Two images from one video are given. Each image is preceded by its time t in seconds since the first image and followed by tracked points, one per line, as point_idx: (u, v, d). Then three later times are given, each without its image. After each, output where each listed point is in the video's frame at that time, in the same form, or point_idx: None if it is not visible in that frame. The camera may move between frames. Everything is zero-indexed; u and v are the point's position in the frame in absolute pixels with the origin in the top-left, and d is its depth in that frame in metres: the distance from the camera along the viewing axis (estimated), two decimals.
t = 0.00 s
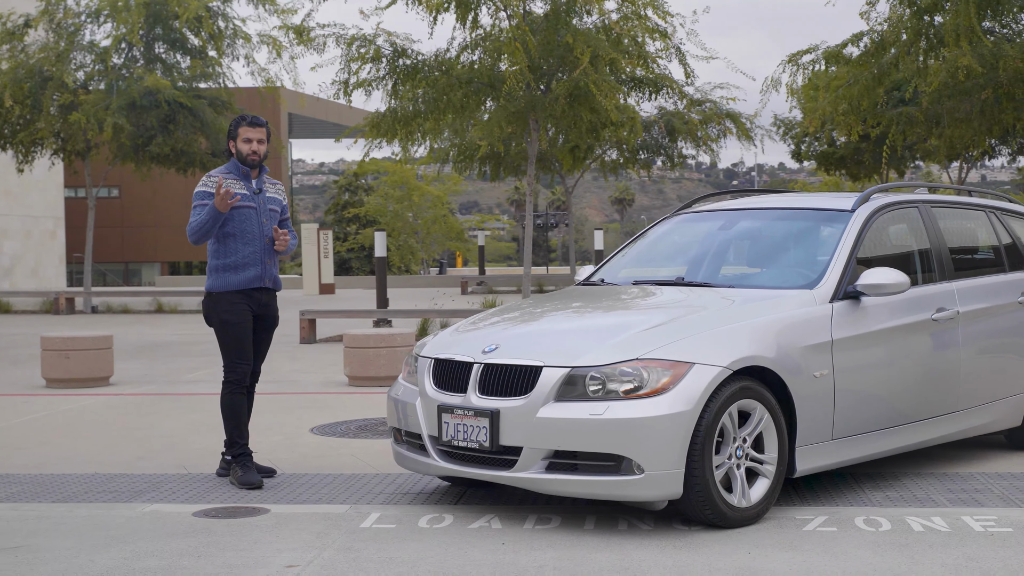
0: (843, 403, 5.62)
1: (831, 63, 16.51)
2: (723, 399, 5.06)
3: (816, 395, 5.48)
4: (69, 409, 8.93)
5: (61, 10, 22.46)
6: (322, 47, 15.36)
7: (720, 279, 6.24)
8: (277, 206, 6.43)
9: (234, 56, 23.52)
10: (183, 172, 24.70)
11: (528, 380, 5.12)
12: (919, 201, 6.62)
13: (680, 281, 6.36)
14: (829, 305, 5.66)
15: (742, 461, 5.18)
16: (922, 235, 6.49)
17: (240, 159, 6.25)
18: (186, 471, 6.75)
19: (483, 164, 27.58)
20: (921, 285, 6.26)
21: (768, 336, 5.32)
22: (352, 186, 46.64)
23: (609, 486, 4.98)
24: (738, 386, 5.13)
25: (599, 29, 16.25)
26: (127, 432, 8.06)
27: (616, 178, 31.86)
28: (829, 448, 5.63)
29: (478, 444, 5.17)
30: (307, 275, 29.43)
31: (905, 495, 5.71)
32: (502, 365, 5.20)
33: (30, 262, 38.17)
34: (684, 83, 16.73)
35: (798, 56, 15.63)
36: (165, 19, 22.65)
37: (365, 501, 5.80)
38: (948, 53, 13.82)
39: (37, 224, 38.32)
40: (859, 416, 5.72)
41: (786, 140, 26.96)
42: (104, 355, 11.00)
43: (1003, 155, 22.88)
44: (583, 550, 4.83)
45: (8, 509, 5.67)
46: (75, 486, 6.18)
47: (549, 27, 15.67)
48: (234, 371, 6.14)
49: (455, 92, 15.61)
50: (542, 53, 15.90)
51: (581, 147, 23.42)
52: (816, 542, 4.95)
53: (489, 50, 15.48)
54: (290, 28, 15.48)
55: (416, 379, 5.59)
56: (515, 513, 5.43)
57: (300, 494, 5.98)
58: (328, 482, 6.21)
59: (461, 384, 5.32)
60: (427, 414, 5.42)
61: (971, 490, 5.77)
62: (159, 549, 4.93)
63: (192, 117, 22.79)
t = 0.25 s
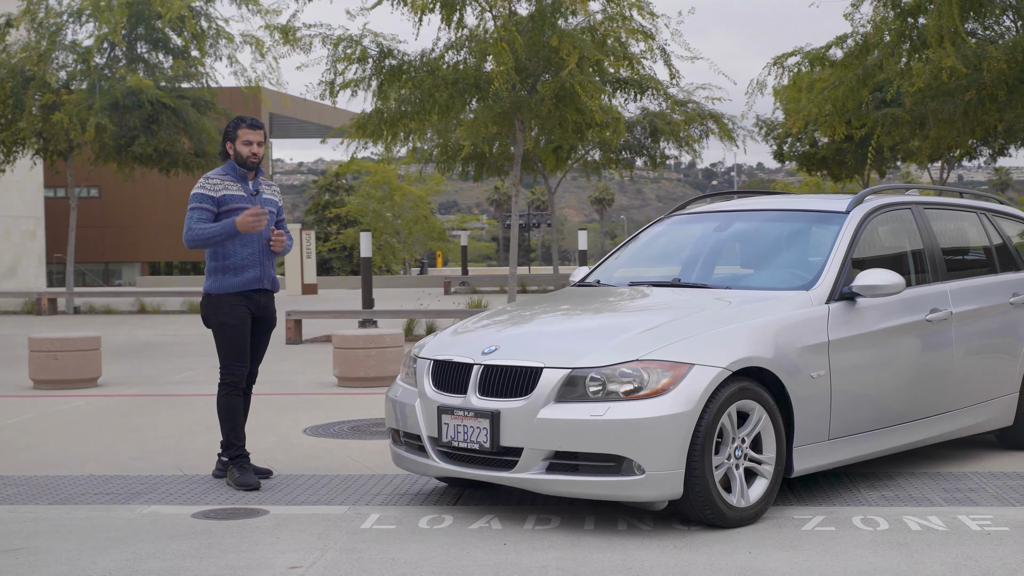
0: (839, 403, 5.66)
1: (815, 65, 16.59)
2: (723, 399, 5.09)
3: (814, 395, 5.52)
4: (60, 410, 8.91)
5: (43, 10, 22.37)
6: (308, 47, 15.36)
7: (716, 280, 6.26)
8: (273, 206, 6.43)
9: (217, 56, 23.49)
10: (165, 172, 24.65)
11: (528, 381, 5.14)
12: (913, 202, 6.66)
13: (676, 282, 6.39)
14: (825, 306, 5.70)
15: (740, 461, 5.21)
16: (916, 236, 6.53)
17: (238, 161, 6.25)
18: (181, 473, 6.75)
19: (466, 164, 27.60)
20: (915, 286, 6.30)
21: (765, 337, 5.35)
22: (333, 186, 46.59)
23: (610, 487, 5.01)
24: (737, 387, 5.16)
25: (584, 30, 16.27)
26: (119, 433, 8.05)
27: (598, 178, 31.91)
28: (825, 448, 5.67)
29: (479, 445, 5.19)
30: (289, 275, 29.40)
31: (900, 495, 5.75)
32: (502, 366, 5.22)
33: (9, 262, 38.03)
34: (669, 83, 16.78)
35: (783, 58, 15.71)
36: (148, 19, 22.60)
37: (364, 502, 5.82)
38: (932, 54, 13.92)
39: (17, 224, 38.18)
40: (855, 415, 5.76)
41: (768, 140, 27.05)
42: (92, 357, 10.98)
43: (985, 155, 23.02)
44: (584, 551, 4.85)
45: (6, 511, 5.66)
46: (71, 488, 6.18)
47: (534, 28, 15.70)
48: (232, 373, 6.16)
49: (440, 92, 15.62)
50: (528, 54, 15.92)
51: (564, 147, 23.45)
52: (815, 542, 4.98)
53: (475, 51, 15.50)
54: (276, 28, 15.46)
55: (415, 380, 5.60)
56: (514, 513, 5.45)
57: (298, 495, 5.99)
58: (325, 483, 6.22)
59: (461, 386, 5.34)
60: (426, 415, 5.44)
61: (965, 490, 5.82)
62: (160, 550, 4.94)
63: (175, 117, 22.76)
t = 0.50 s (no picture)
0: (836, 404, 5.70)
1: (799, 67, 16.64)
2: (722, 401, 5.12)
3: (811, 396, 5.55)
4: (50, 412, 8.89)
5: (24, 9, 22.26)
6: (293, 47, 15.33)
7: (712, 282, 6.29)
8: (270, 209, 6.45)
9: (199, 56, 23.43)
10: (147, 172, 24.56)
11: (529, 383, 5.15)
12: (906, 204, 6.70)
13: (672, 283, 6.41)
14: (822, 307, 5.73)
15: (740, 462, 5.24)
16: (909, 237, 6.57)
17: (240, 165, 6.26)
18: (177, 475, 6.74)
19: (448, 164, 27.60)
20: (910, 287, 6.34)
21: (764, 339, 5.38)
22: (313, 186, 46.52)
23: (611, 488, 5.03)
24: (737, 388, 5.18)
25: (570, 30, 16.29)
26: (111, 435, 8.04)
27: (580, 178, 31.96)
28: (822, 449, 5.70)
29: (479, 446, 5.20)
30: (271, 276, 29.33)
31: (895, 496, 5.79)
32: (502, 368, 5.23)
33: None
34: (655, 85, 16.82)
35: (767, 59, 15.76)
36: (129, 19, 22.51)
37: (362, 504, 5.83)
38: (918, 56, 14.01)
39: None
40: (851, 416, 5.80)
41: (750, 140, 27.13)
42: (79, 358, 10.95)
43: (966, 156, 23.15)
44: (586, 552, 4.87)
45: (4, 514, 5.65)
46: (67, 490, 6.17)
47: (519, 29, 15.71)
48: (235, 373, 6.16)
49: (426, 93, 15.63)
50: (514, 55, 15.93)
51: (547, 148, 23.45)
52: (814, 542, 5.01)
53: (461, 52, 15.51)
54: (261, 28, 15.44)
55: (414, 382, 5.61)
56: (513, 515, 5.46)
57: (296, 496, 5.99)
58: (321, 484, 6.23)
59: (461, 388, 5.35)
60: (426, 416, 5.45)
61: (960, 490, 5.86)
62: (162, 553, 4.93)
63: (157, 117, 22.69)
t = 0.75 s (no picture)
0: (834, 402, 5.73)
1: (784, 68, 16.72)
2: (724, 400, 5.14)
3: (811, 395, 5.58)
4: (41, 412, 8.87)
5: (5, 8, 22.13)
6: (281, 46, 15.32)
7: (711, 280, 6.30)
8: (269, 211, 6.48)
9: (183, 56, 23.36)
10: (130, 172, 24.47)
11: (532, 382, 5.16)
12: (902, 203, 6.73)
13: (672, 283, 6.42)
14: (821, 307, 5.76)
15: (741, 461, 5.26)
16: (906, 237, 6.60)
17: (245, 166, 6.28)
18: (173, 475, 6.73)
19: (432, 164, 27.59)
20: (906, 287, 6.37)
21: (765, 339, 5.40)
22: (294, 186, 46.45)
23: (613, 487, 5.04)
24: (738, 387, 5.21)
25: (556, 29, 16.31)
26: (105, 435, 8.02)
27: (563, 178, 32.00)
28: (821, 449, 5.73)
29: (481, 446, 5.21)
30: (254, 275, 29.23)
31: (893, 494, 5.82)
32: (504, 367, 5.24)
33: None
34: (641, 85, 16.86)
35: (754, 60, 15.82)
36: (112, 18, 22.43)
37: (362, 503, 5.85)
38: (904, 56, 14.11)
39: None
40: (849, 415, 5.83)
41: (732, 140, 27.20)
42: (68, 358, 10.91)
43: (948, 156, 23.28)
44: (590, 552, 4.88)
45: (2, 514, 5.63)
46: (65, 491, 6.15)
47: (506, 29, 15.73)
48: (257, 368, 6.15)
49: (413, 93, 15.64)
50: (500, 54, 15.93)
51: (531, 148, 23.46)
52: (816, 541, 5.03)
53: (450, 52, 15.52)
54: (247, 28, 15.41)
55: (415, 381, 5.62)
56: (515, 514, 5.47)
57: (295, 496, 6.00)
58: (320, 484, 6.23)
59: (462, 387, 5.36)
60: (427, 416, 5.46)
61: (957, 489, 5.89)
62: (165, 553, 4.93)
63: (140, 116, 22.62)
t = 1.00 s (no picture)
0: (834, 400, 5.75)
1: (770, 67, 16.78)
2: (727, 398, 5.15)
3: (812, 393, 5.60)
4: (33, 412, 8.83)
5: None
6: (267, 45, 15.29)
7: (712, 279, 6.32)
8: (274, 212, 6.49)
9: (166, 54, 23.28)
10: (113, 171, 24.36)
11: (535, 381, 5.17)
12: (898, 202, 6.76)
13: (672, 282, 6.43)
14: (822, 305, 5.79)
15: (743, 459, 5.28)
16: (903, 236, 6.63)
17: (257, 165, 6.28)
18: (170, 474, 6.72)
19: (415, 164, 27.56)
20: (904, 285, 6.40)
21: (767, 338, 5.42)
22: (275, 186, 46.36)
23: (618, 485, 5.06)
24: (741, 385, 5.22)
25: (542, 29, 16.33)
26: (99, 434, 7.99)
27: (546, 178, 32.02)
28: (821, 446, 5.75)
29: (486, 445, 5.21)
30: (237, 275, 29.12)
31: (892, 492, 5.84)
32: (507, 366, 5.25)
33: None
34: (628, 85, 16.89)
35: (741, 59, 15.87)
36: (95, 16, 22.34)
37: (365, 502, 5.85)
38: (892, 56, 14.21)
39: None
40: (849, 413, 5.85)
41: (716, 139, 27.26)
42: (58, 358, 10.87)
43: (931, 156, 23.40)
44: (595, 549, 4.89)
45: (3, 514, 5.61)
46: (64, 490, 6.13)
47: (494, 28, 15.75)
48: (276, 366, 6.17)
49: (400, 92, 15.63)
50: (488, 53, 15.93)
51: (516, 148, 23.46)
52: (819, 538, 5.05)
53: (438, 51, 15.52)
54: (234, 27, 15.36)
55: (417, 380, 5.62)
56: (518, 513, 5.48)
57: (298, 494, 6.00)
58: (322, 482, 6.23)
59: (466, 385, 5.36)
60: (430, 415, 5.46)
61: (956, 486, 5.92)
62: (169, 552, 4.92)
63: (124, 115, 22.54)
